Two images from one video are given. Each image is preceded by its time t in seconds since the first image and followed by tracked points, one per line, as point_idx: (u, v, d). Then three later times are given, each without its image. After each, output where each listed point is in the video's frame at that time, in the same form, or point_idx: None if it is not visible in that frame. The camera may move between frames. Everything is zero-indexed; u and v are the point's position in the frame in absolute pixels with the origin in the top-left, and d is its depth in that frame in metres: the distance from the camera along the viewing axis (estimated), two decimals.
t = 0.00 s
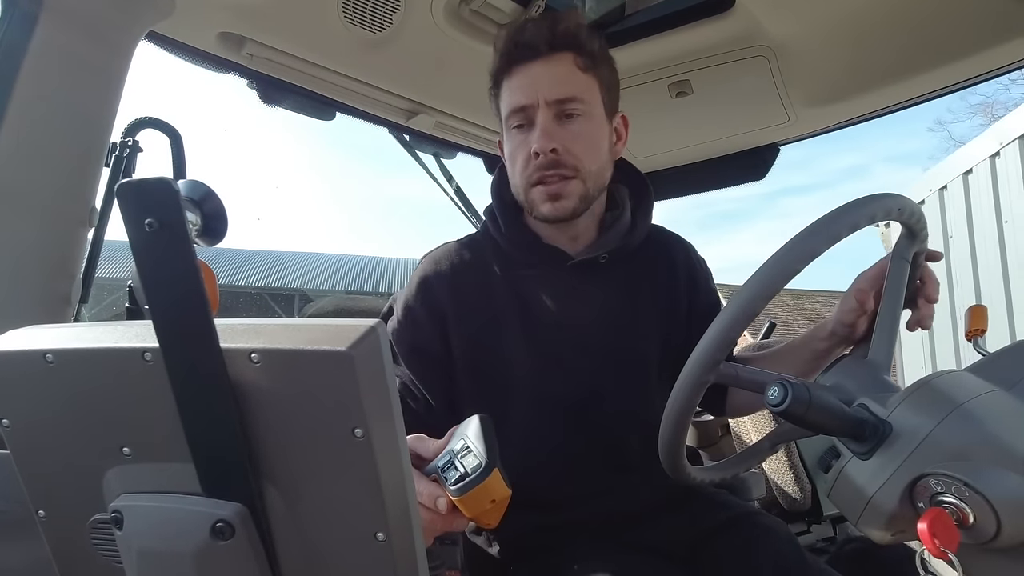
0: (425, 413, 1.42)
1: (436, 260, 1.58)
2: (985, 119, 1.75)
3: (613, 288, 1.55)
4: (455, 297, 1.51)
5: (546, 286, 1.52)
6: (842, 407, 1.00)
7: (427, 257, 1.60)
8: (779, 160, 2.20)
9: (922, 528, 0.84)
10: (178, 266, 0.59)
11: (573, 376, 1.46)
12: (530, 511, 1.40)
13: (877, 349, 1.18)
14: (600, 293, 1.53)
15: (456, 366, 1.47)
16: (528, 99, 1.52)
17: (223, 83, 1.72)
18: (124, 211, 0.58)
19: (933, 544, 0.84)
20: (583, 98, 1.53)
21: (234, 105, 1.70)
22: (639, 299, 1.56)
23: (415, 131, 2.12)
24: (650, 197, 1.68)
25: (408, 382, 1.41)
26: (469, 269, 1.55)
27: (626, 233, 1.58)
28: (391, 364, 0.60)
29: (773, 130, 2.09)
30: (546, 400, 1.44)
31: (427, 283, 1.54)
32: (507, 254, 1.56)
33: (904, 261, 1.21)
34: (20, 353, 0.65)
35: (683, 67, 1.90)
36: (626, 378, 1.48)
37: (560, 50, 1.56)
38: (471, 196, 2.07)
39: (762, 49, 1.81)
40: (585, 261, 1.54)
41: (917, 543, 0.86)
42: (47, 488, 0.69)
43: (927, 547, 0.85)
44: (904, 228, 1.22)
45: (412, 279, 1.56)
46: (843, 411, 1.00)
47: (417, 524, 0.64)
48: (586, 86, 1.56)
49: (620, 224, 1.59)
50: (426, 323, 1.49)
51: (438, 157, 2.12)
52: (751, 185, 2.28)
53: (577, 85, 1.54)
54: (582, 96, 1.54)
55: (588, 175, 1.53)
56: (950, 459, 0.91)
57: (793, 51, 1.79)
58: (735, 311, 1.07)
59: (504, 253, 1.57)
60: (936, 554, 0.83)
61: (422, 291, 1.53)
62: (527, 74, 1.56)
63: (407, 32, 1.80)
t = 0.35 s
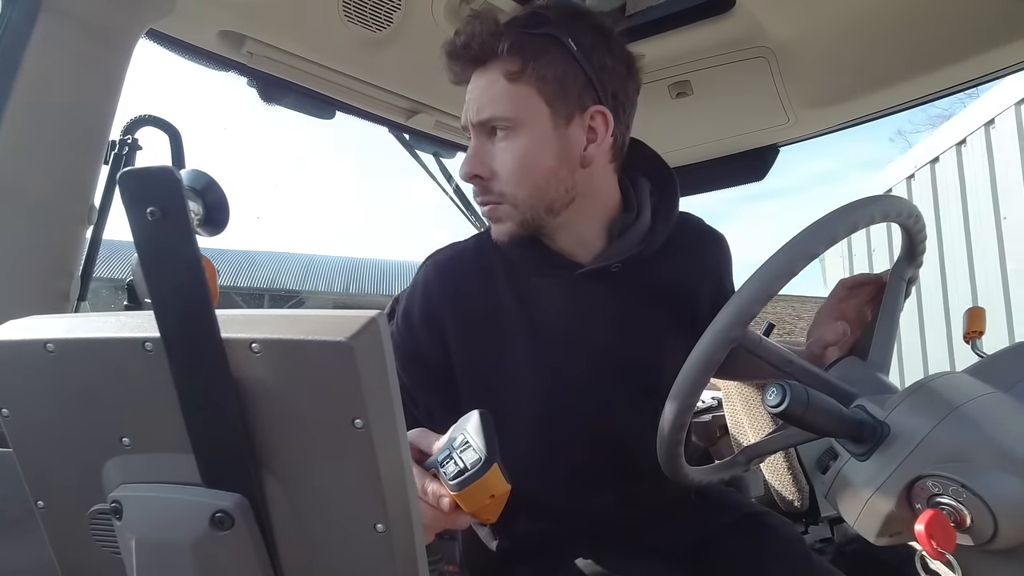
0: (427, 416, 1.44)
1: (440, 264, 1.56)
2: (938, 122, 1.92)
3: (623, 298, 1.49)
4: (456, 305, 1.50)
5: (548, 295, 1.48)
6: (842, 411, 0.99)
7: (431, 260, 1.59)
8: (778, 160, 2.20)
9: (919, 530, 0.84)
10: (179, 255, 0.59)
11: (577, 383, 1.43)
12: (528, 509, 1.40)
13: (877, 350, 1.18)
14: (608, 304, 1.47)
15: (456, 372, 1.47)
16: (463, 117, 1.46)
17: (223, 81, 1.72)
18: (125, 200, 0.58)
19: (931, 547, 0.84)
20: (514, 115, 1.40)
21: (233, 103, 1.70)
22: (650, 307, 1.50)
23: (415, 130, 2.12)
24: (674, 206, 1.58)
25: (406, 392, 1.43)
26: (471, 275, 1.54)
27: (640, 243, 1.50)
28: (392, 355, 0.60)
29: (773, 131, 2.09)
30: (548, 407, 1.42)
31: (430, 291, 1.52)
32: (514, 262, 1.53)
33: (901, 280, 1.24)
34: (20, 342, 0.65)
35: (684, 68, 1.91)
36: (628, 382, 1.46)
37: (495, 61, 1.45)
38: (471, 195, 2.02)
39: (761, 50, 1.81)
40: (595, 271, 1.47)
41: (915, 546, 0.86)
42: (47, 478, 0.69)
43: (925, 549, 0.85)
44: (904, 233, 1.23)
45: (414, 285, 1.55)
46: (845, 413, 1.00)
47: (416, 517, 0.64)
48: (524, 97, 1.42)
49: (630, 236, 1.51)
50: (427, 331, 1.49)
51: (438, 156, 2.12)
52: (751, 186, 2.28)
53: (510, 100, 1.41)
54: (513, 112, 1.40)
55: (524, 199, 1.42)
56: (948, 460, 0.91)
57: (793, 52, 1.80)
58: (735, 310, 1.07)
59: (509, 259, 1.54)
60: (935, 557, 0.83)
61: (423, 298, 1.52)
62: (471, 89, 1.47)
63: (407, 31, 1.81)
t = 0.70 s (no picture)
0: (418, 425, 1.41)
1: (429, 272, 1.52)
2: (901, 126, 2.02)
3: (620, 310, 1.46)
4: (446, 315, 1.45)
5: (543, 307, 1.45)
6: (839, 411, 0.99)
7: (420, 266, 1.55)
8: (773, 160, 2.20)
9: (915, 528, 0.85)
10: (170, 263, 0.58)
11: (573, 393, 1.41)
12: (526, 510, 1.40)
13: (873, 348, 1.18)
14: (604, 314, 1.45)
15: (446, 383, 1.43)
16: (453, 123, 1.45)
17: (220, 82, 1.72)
18: (114, 206, 0.58)
19: (928, 544, 0.84)
20: (505, 122, 1.39)
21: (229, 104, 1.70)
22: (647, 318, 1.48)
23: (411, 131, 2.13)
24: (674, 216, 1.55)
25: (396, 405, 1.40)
26: (461, 283, 1.50)
27: (635, 255, 1.48)
28: (385, 360, 0.60)
29: (769, 131, 2.09)
30: (542, 418, 1.39)
31: (419, 300, 1.48)
32: (507, 271, 1.50)
33: (897, 280, 1.25)
34: (10, 350, 0.65)
35: (680, 68, 1.90)
36: (624, 390, 1.43)
37: (486, 64, 1.43)
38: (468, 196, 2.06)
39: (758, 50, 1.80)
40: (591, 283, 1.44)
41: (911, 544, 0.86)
42: (38, 486, 0.68)
43: (921, 546, 0.85)
44: (900, 231, 1.23)
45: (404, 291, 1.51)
46: (841, 414, 0.99)
47: (411, 522, 0.64)
48: (516, 104, 1.41)
49: (628, 248, 1.49)
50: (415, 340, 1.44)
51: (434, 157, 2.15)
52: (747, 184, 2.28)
53: (501, 106, 1.40)
54: (505, 119, 1.40)
55: (515, 208, 1.41)
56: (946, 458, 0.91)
57: (789, 52, 1.80)
58: (733, 308, 1.07)
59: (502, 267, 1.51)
60: (932, 555, 0.83)
61: (412, 307, 1.47)
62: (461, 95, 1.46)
63: (403, 32, 1.80)
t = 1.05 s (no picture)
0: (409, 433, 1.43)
1: (409, 280, 1.52)
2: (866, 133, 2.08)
3: (603, 316, 1.43)
4: (425, 324, 1.45)
5: (521, 315, 1.43)
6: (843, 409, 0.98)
7: (402, 272, 1.55)
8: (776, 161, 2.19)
9: (921, 533, 0.84)
10: (167, 271, 0.58)
11: (560, 400, 1.40)
12: (528, 515, 1.40)
13: (877, 350, 1.18)
14: (584, 321, 1.42)
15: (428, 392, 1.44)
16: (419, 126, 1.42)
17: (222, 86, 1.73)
18: (111, 216, 0.58)
19: (933, 548, 0.83)
20: (474, 121, 1.37)
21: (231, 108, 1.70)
22: (630, 323, 1.46)
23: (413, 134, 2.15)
24: (658, 215, 1.54)
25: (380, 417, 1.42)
26: (441, 290, 1.49)
27: (617, 261, 1.46)
28: (383, 367, 0.60)
29: (771, 132, 2.09)
30: (528, 426, 1.39)
31: (399, 309, 1.48)
32: (485, 277, 1.48)
33: (902, 276, 1.24)
34: (9, 360, 0.65)
35: (682, 70, 1.90)
36: (615, 394, 1.42)
37: (453, 62, 1.41)
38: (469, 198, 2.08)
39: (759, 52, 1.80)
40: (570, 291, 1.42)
41: (917, 548, 0.85)
42: (37, 495, 0.68)
43: (927, 551, 0.84)
44: (900, 230, 1.22)
45: (386, 300, 1.51)
46: (844, 413, 0.98)
47: (410, 529, 0.64)
48: (483, 102, 1.39)
49: (606, 253, 1.48)
50: (396, 350, 1.45)
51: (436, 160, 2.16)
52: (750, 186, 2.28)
53: (467, 105, 1.38)
54: (473, 118, 1.37)
55: (485, 210, 1.38)
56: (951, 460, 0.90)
57: (791, 54, 1.79)
58: (731, 315, 1.06)
59: (481, 273, 1.49)
60: (937, 559, 0.82)
61: (393, 316, 1.48)
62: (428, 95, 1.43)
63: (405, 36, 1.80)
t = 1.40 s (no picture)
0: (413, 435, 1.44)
1: (422, 279, 1.52)
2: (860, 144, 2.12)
3: (613, 319, 1.45)
4: (438, 326, 1.46)
5: (534, 315, 1.43)
6: (847, 418, 0.96)
7: (416, 271, 1.55)
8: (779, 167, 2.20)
9: (925, 540, 0.84)
10: (178, 268, 0.59)
11: (569, 402, 1.40)
12: (529, 518, 1.39)
13: (880, 356, 1.17)
14: (596, 323, 1.44)
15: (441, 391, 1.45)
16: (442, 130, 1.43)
17: (226, 89, 1.74)
18: (124, 213, 0.58)
19: (937, 556, 0.84)
20: (495, 123, 1.39)
21: (236, 110, 1.71)
22: (638, 327, 1.47)
23: (416, 138, 2.14)
24: (667, 216, 1.54)
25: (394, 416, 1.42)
26: (454, 292, 1.50)
27: (626, 261, 1.47)
28: (390, 366, 0.60)
29: (774, 138, 2.09)
30: (539, 427, 1.39)
31: (414, 307, 1.49)
32: (500, 278, 1.48)
33: (904, 284, 1.24)
34: (18, 356, 0.65)
35: (685, 75, 1.91)
36: (622, 396, 1.42)
37: (475, 68, 1.43)
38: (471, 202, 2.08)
39: (763, 57, 1.81)
40: (581, 291, 1.42)
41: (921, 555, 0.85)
42: (44, 492, 0.69)
43: (931, 558, 0.84)
44: (905, 236, 1.22)
45: (400, 300, 1.52)
46: (848, 419, 0.96)
47: (415, 528, 0.64)
48: (504, 105, 1.41)
49: (616, 253, 1.48)
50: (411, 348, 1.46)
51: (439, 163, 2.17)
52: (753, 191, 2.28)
53: (490, 109, 1.40)
54: (495, 120, 1.39)
55: (505, 211, 1.38)
56: (954, 466, 0.89)
57: (793, 59, 1.80)
58: (738, 315, 1.07)
59: (495, 275, 1.50)
60: (942, 566, 0.83)
61: (409, 315, 1.48)
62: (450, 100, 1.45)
63: (409, 40, 1.81)
